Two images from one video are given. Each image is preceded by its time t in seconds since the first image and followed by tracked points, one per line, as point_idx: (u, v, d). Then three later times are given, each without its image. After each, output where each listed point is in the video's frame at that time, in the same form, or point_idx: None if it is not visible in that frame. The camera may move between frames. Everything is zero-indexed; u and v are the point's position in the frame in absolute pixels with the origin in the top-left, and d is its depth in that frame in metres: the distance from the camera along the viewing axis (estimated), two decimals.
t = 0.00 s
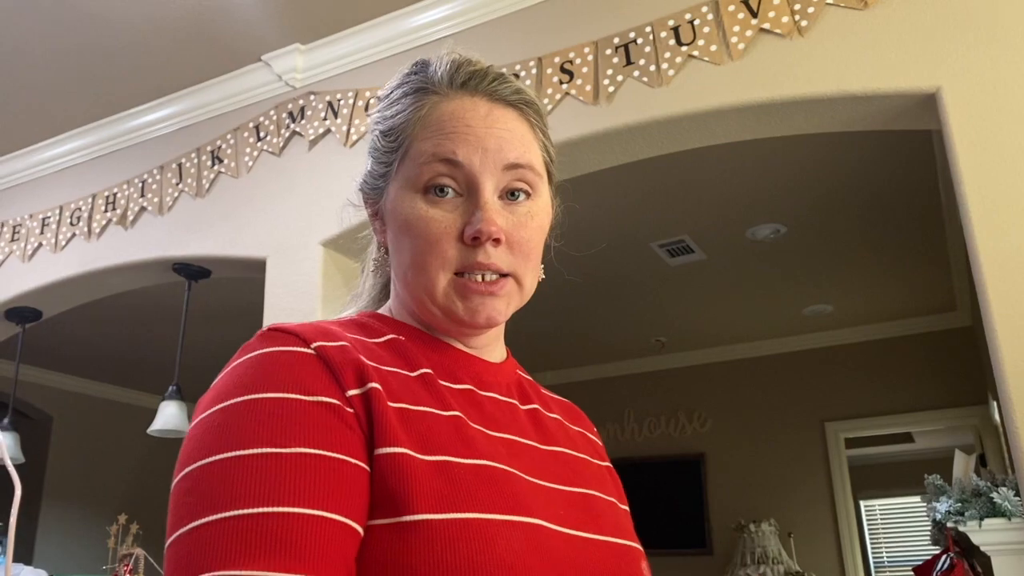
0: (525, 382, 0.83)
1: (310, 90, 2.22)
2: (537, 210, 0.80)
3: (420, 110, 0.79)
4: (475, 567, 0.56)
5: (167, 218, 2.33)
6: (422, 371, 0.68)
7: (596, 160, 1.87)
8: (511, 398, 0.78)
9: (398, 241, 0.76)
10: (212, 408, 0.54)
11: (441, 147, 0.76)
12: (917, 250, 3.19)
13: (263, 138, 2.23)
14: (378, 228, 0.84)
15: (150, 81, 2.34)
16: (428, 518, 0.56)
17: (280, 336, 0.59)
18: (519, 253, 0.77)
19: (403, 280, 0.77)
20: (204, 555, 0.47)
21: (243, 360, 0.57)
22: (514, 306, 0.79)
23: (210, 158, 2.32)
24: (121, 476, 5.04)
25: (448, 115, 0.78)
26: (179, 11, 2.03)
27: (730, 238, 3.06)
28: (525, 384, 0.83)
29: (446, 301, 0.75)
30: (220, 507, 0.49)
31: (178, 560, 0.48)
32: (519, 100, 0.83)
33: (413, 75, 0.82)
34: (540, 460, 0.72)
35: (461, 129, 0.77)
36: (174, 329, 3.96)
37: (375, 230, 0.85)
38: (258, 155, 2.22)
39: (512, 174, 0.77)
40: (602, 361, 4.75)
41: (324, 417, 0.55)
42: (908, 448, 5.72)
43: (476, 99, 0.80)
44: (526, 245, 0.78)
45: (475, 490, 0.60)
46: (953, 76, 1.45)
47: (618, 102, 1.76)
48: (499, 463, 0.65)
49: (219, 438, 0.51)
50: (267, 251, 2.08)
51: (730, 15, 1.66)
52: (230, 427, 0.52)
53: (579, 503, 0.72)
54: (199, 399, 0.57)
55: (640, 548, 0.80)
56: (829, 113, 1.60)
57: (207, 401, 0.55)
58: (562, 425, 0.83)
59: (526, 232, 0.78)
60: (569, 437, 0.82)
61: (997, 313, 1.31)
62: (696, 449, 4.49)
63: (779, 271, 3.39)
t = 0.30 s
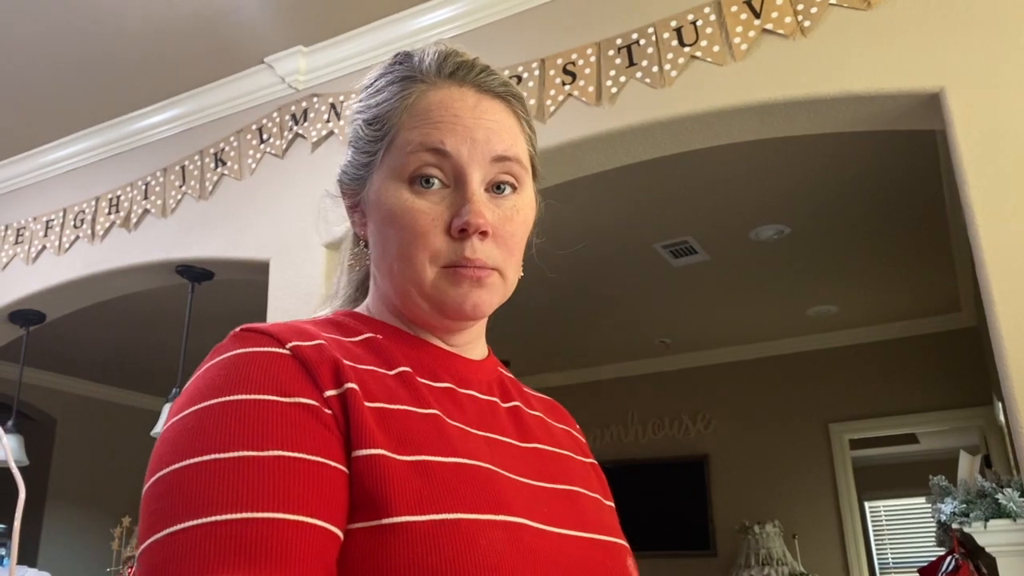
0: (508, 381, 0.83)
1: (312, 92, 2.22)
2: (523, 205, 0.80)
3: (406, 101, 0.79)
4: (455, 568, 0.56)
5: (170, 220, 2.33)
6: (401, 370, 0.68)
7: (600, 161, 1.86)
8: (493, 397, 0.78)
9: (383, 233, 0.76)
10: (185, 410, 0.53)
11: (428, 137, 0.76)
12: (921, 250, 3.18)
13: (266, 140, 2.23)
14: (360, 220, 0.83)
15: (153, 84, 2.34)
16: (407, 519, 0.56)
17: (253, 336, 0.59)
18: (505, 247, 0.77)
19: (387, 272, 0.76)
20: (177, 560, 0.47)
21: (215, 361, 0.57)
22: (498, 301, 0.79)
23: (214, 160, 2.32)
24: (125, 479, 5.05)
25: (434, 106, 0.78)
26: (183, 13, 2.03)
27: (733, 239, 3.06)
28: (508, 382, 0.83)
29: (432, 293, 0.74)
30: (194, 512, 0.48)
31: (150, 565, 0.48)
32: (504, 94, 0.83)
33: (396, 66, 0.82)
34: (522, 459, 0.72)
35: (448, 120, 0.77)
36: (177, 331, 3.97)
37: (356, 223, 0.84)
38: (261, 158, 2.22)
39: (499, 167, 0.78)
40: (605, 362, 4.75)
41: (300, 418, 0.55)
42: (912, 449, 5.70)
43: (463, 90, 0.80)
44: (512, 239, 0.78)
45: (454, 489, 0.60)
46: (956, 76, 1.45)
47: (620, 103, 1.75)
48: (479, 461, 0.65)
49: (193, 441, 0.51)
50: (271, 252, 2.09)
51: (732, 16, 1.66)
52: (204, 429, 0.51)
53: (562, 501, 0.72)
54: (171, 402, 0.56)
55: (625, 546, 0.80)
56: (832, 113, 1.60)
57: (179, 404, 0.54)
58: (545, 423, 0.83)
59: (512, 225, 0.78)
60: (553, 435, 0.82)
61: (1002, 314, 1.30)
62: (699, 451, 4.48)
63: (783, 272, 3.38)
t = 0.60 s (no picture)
0: (482, 385, 0.84)
1: (316, 94, 2.23)
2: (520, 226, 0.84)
3: (452, 109, 0.77)
4: None
5: (174, 222, 2.34)
6: (377, 381, 0.68)
7: (604, 161, 1.86)
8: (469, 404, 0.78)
9: (405, 233, 0.75)
10: (152, 432, 0.53)
11: (473, 153, 0.76)
12: (925, 250, 3.17)
13: (269, 142, 2.24)
14: (354, 207, 0.79)
15: (156, 86, 2.35)
16: (389, 539, 0.56)
17: (221, 351, 0.59)
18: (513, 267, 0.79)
19: (400, 273, 0.76)
20: None
21: (182, 379, 0.57)
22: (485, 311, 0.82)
23: (217, 162, 2.33)
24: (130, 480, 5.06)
25: (478, 120, 0.77)
26: (187, 14, 2.03)
27: (736, 239, 3.06)
28: (483, 388, 0.83)
29: (445, 304, 0.76)
30: (162, 540, 0.48)
31: None
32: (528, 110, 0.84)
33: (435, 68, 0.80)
34: (501, 468, 0.72)
35: (493, 138, 0.77)
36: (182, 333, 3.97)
37: (344, 208, 0.80)
38: (264, 159, 2.22)
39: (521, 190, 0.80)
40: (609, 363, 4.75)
41: (272, 437, 0.54)
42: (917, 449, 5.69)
43: (496, 103, 0.80)
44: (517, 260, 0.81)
45: (436, 504, 0.60)
46: (959, 77, 1.45)
47: (623, 104, 1.75)
48: (457, 473, 0.65)
49: (161, 466, 0.51)
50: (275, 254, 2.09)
51: (736, 16, 1.66)
52: (171, 454, 0.51)
53: (542, 510, 0.72)
54: (138, 421, 0.56)
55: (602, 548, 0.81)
56: (834, 114, 1.60)
57: (146, 424, 0.54)
58: (520, 426, 0.84)
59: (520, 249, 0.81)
60: (528, 439, 0.83)
61: (1007, 315, 1.30)
62: (703, 452, 4.48)
63: (787, 273, 3.38)
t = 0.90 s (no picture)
0: (472, 385, 0.84)
1: (319, 95, 2.23)
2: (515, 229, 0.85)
3: (469, 112, 0.77)
4: None
5: (178, 224, 2.34)
6: (370, 384, 0.68)
7: (609, 161, 1.85)
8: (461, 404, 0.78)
9: (417, 234, 0.75)
10: (142, 436, 0.53)
11: (488, 158, 0.76)
12: (931, 250, 3.17)
13: (273, 143, 2.24)
14: (361, 204, 0.79)
15: (160, 87, 2.35)
16: (385, 547, 0.56)
17: (213, 353, 0.59)
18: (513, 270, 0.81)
19: (408, 273, 0.76)
20: None
21: (173, 381, 0.57)
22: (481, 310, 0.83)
23: (221, 164, 2.33)
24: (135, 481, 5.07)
25: (493, 125, 0.78)
26: (191, 15, 2.03)
27: (740, 240, 3.05)
28: (473, 388, 0.84)
29: (451, 306, 0.76)
30: (151, 549, 0.48)
31: None
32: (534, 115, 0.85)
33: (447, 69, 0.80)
34: (495, 471, 0.73)
35: (507, 144, 0.78)
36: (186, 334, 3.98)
37: (348, 204, 0.79)
38: (268, 160, 2.23)
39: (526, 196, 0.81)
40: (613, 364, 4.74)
41: (264, 443, 0.55)
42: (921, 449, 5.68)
43: (508, 108, 0.81)
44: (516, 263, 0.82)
45: (433, 509, 0.61)
46: (964, 77, 1.45)
47: (627, 104, 1.75)
48: (451, 476, 0.65)
49: (151, 472, 0.51)
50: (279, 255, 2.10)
51: (739, 17, 1.66)
52: (162, 459, 0.51)
53: (536, 513, 0.73)
54: (126, 423, 0.56)
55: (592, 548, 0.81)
56: (838, 114, 1.60)
57: (136, 427, 0.54)
58: (509, 427, 0.84)
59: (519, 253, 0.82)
60: (518, 440, 0.83)
61: (1011, 315, 1.30)
62: (707, 452, 4.48)
63: (791, 273, 3.38)
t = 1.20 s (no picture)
0: (487, 385, 0.84)
1: (323, 96, 2.24)
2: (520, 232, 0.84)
3: (461, 112, 0.78)
4: None
5: (182, 224, 2.34)
6: (372, 389, 0.68)
7: (612, 161, 1.85)
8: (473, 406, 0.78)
9: (417, 235, 0.75)
10: (144, 446, 0.55)
11: (482, 155, 0.76)
12: (935, 250, 3.16)
13: (276, 144, 2.24)
14: (366, 212, 0.80)
15: (164, 89, 2.35)
16: (371, 553, 0.56)
17: (212, 364, 0.60)
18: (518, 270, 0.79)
19: (410, 274, 0.76)
20: None
21: (173, 394, 0.58)
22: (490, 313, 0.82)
23: (224, 165, 2.34)
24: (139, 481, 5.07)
25: (487, 124, 0.78)
26: (194, 17, 2.04)
27: (743, 240, 3.05)
28: (487, 387, 0.84)
29: (455, 305, 0.75)
30: (144, 556, 0.50)
31: None
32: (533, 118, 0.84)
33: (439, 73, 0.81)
34: (499, 473, 0.72)
35: (501, 141, 0.78)
36: (190, 335, 3.99)
37: (354, 213, 0.80)
38: (271, 162, 2.23)
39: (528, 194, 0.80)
40: (616, 364, 4.74)
41: (256, 451, 0.55)
42: (925, 449, 5.67)
43: (504, 108, 0.81)
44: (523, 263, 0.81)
45: (425, 514, 0.60)
46: (968, 77, 1.44)
47: (630, 105, 1.75)
48: (450, 481, 0.65)
49: (146, 482, 0.52)
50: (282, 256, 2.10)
51: (742, 17, 1.65)
52: (157, 469, 0.53)
53: (540, 515, 0.72)
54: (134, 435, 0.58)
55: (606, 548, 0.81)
56: (842, 114, 1.59)
57: (139, 438, 0.56)
58: (524, 425, 0.84)
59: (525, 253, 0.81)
60: (532, 438, 0.83)
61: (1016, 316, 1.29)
62: (711, 453, 4.48)
63: (794, 273, 3.37)
